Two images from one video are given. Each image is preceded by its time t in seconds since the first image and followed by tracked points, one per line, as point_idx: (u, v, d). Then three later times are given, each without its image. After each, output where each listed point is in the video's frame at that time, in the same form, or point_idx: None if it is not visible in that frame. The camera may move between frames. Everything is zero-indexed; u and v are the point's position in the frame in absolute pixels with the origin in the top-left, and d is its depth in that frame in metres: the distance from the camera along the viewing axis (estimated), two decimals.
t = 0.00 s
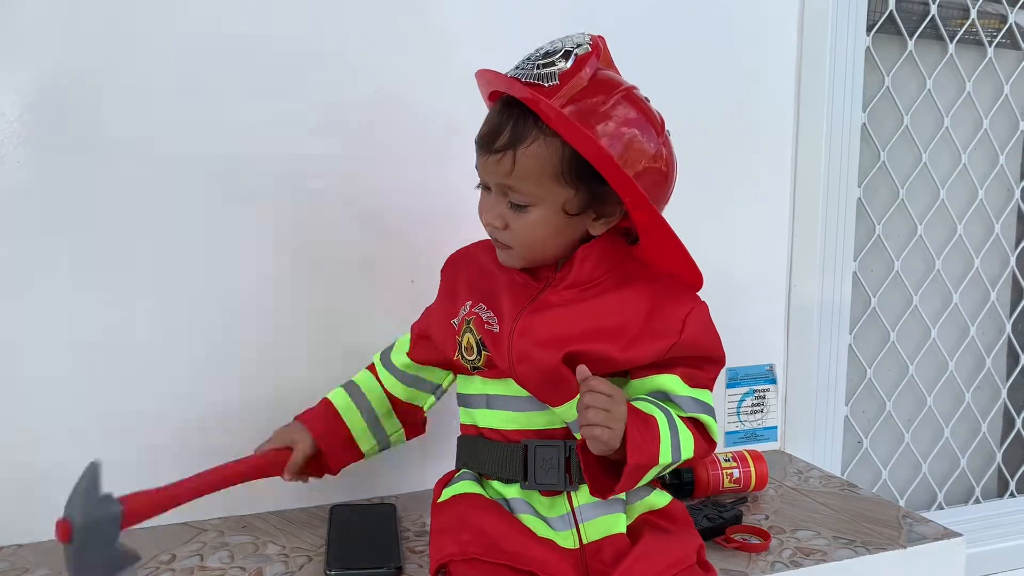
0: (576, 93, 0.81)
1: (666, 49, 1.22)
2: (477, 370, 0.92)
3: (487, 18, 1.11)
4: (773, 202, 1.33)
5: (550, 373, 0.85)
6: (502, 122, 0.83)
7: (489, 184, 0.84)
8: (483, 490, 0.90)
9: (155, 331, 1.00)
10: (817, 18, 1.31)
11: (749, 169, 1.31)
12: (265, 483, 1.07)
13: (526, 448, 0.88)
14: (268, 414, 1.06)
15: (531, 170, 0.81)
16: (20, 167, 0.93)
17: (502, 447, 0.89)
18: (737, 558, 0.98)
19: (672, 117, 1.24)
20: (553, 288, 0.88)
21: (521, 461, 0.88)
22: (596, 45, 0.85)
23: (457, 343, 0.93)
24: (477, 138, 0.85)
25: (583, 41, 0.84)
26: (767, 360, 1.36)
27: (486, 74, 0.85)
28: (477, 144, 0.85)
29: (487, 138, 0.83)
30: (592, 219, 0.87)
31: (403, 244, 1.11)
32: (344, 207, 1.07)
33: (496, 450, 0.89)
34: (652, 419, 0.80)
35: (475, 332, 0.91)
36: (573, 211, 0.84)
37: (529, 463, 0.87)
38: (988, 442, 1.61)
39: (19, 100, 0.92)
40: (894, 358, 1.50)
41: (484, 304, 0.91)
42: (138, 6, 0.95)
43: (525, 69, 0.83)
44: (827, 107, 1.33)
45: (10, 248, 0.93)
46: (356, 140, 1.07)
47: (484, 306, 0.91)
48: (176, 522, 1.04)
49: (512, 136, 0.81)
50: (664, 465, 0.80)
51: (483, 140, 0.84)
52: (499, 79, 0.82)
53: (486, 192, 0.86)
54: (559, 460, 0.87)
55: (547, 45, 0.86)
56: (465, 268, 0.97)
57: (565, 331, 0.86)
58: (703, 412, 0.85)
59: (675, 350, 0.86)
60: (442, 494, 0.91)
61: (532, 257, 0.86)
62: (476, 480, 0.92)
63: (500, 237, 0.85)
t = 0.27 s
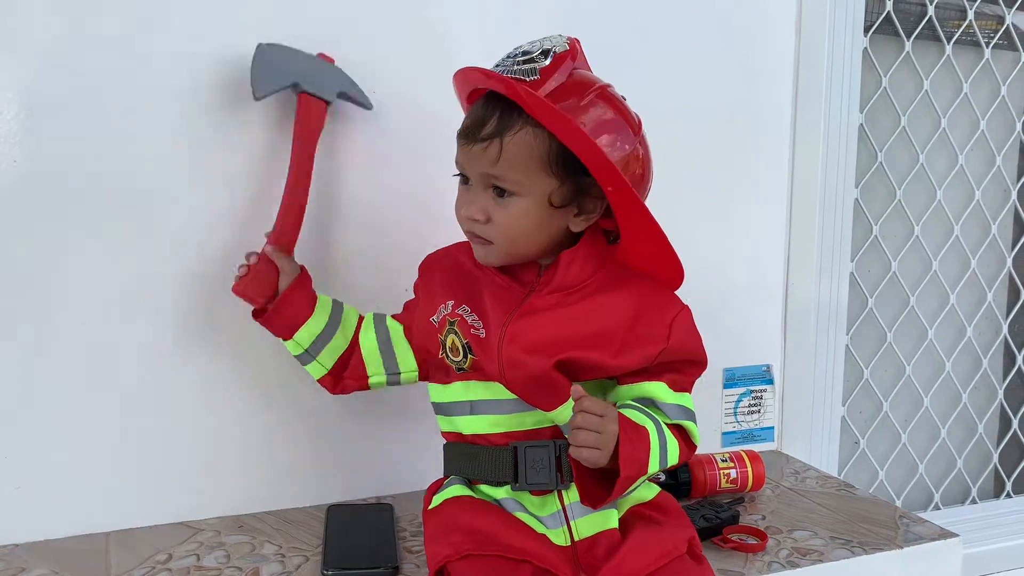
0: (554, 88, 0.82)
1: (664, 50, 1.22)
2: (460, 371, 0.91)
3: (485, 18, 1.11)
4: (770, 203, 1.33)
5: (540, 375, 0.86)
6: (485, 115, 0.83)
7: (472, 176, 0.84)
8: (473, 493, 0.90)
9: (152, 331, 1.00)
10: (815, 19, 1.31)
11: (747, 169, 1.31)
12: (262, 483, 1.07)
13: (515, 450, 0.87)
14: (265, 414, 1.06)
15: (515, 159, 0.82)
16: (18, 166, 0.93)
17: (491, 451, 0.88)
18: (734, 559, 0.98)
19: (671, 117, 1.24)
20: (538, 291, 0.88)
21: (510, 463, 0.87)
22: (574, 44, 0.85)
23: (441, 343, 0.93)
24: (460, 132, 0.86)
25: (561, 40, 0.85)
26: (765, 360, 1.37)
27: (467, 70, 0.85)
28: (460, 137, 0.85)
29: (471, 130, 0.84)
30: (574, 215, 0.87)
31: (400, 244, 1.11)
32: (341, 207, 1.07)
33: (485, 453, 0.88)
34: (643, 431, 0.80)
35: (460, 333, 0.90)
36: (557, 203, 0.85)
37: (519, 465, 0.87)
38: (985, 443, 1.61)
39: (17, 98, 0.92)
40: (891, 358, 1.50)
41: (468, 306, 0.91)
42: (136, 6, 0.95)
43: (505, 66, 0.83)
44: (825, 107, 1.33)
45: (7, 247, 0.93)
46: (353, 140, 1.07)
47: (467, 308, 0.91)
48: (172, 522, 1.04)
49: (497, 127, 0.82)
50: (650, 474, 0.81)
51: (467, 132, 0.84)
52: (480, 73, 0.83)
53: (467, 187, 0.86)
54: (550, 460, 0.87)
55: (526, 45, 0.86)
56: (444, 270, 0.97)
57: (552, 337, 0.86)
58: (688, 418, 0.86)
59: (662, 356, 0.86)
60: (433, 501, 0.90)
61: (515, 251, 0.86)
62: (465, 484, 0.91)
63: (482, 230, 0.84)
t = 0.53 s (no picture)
0: (541, 88, 0.82)
1: (662, 49, 1.22)
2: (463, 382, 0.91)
3: (483, 18, 1.11)
4: (768, 202, 1.33)
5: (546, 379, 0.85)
6: (474, 119, 0.83)
7: (466, 182, 0.84)
8: (476, 494, 0.90)
9: (150, 330, 1.00)
10: (814, 18, 1.31)
11: (745, 170, 1.31)
12: (260, 482, 1.07)
13: (519, 452, 0.88)
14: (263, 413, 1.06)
15: (510, 160, 0.82)
16: (17, 165, 0.93)
17: (496, 453, 0.89)
18: (732, 559, 0.98)
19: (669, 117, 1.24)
20: (539, 293, 0.88)
21: (515, 465, 0.88)
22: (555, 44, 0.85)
23: (441, 358, 0.91)
24: (449, 139, 0.85)
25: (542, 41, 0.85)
26: (763, 360, 1.37)
27: (452, 77, 0.85)
28: (450, 144, 0.84)
29: (461, 136, 0.83)
30: (570, 212, 0.87)
31: (398, 243, 1.11)
32: (339, 206, 1.07)
33: (489, 455, 0.89)
34: (648, 415, 0.80)
35: (461, 347, 0.89)
36: (554, 201, 0.85)
37: (524, 466, 0.87)
38: (983, 443, 1.61)
39: (15, 97, 0.92)
40: (889, 358, 1.50)
41: (468, 317, 0.90)
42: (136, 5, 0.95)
43: (490, 69, 0.83)
44: (824, 107, 1.33)
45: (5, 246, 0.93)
46: (351, 140, 1.07)
47: (467, 320, 0.90)
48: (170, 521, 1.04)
49: (489, 130, 0.82)
50: (660, 462, 0.80)
51: (457, 139, 0.84)
52: (466, 79, 0.83)
53: (460, 193, 0.85)
54: (554, 461, 0.87)
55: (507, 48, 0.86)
56: (440, 283, 0.96)
57: (555, 337, 0.86)
58: (695, 408, 0.86)
59: (666, 347, 0.87)
60: (436, 502, 0.90)
61: (514, 254, 0.85)
62: (468, 485, 0.91)
63: (480, 236, 0.84)
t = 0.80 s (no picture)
0: (541, 90, 0.82)
1: (662, 49, 1.22)
2: (463, 380, 0.91)
3: (482, 17, 1.11)
4: (767, 202, 1.33)
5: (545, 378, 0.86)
6: (474, 120, 0.83)
7: (465, 182, 0.84)
8: (472, 493, 0.89)
9: (149, 329, 1.00)
10: (814, 19, 1.31)
11: (745, 169, 1.31)
12: (258, 481, 1.07)
13: (518, 451, 0.88)
14: (262, 412, 1.06)
15: (508, 162, 0.82)
16: (16, 163, 0.92)
17: (494, 451, 0.89)
18: (731, 558, 0.98)
19: (668, 116, 1.24)
20: (539, 293, 0.89)
21: (514, 464, 0.88)
22: (557, 46, 0.85)
23: (442, 354, 0.91)
24: (448, 138, 0.85)
25: (544, 42, 0.85)
26: (762, 360, 1.37)
27: (453, 77, 0.85)
28: (450, 144, 0.84)
29: (460, 136, 0.83)
30: (569, 213, 0.87)
31: (398, 243, 1.11)
32: (339, 206, 1.07)
33: (488, 454, 0.89)
34: (654, 399, 0.79)
35: (462, 343, 0.90)
36: (551, 203, 0.85)
37: (522, 465, 0.87)
38: (982, 443, 1.61)
39: (14, 96, 0.92)
40: (888, 358, 1.50)
41: (469, 315, 0.91)
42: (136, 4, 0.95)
43: (491, 70, 0.83)
44: (824, 107, 1.33)
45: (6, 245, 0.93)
46: (351, 139, 1.07)
47: (469, 318, 0.90)
48: (169, 520, 1.04)
49: (489, 130, 0.82)
50: (663, 448, 0.79)
51: (456, 139, 0.84)
52: (466, 79, 0.83)
53: (459, 193, 0.86)
54: (554, 461, 0.87)
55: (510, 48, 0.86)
56: (441, 282, 0.96)
57: (555, 337, 0.86)
58: (693, 405, 0.85)
59: (666, 350, 0.86)
60: (432, 501, 0.90)
61: (511, 254, 0.86)
62: (465, 484, 0.90)
63: (478, 236, 0.84)
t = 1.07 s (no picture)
0: (555, 89, 0.82)
1: (662, 47, 1.22)
2: (474, 383, 0.90)
3: (482, 14, 1.11)
4: (768, 201, 1.33)
5: (559, 380, 0.85)
6: (488, 119, 0.83)
7: (477, 181, 0.84)
8: (478, 492, 0.89)
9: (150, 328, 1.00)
10: (815, 17, 1.31)
11: (745, 167, 1.31)
12: (258, 480, 1.07)
13: (527, 450, 0.88)
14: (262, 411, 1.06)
15: (524, 160, 0.82)
16: (13, 160, 0.92)
17: (503, 451, 0.88)
18: (732, 557, 0.98)
19: (669, 115, 1.24)
20: (551, 293, 0.88)
21: (522, 463, 0.88)
22: (569, 44, 0.85)
23: (451, 361, 0.90)
24: (461, 138, 0.85)
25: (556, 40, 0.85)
26: (763, 359, 1.36)
27: (464, 75, 0.85)
28: (462, 143, 0.84)
29: (474, 135, 0.83)
30: (580, 212, 0.87)
31: (398, 241, 1.11)
32: (339, 204, 1.07)
33: (496, 452, 0.89)
34: (679, 382, 0.80)
35: (474, 347, 0.89)
36: (564, 201, 0.85)
37: (531, 465, 0.87)
38: (982, 442, 1.61)
39: (13, 92, 0.91)
40: (889, 358, 1.50)
41: (479, 318, 0.90)
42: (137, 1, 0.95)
43: (504, 68, 0.83)
44: (824, 105, 1.33)
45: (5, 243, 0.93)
46: (351, 137, 1.07)
47: (479, 321, 0.89)
48: (168, 518, 1.03)
49: (503, 129, 0.82)
50: (692, 431, 0.79)
51: (470, 137, 0.83)
52: (479, 78, 0.83)
53: (471, 192, 0.85)
54: (564, 461, 0.87)
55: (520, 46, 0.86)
56: (447, 285, 0.95)
57: (570, 336, 0.86)
58: (711, 396, 0.85)
59: (680, 346, 0.87)
60: (437, 499, 0.90)
61: (523, 253, 0.85)
62: (470, 483, 0.91)
63: (490, 234, 0.84)
